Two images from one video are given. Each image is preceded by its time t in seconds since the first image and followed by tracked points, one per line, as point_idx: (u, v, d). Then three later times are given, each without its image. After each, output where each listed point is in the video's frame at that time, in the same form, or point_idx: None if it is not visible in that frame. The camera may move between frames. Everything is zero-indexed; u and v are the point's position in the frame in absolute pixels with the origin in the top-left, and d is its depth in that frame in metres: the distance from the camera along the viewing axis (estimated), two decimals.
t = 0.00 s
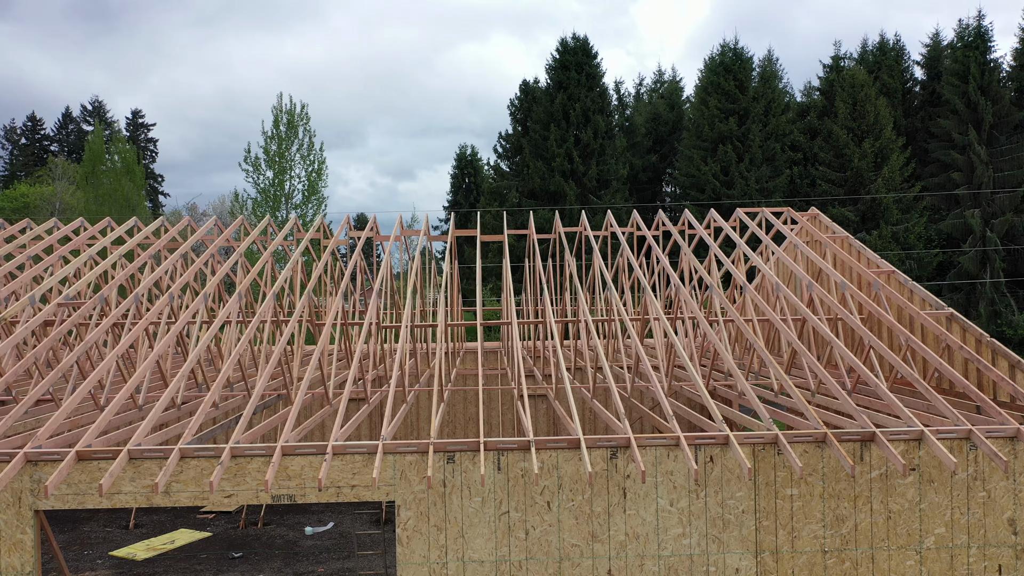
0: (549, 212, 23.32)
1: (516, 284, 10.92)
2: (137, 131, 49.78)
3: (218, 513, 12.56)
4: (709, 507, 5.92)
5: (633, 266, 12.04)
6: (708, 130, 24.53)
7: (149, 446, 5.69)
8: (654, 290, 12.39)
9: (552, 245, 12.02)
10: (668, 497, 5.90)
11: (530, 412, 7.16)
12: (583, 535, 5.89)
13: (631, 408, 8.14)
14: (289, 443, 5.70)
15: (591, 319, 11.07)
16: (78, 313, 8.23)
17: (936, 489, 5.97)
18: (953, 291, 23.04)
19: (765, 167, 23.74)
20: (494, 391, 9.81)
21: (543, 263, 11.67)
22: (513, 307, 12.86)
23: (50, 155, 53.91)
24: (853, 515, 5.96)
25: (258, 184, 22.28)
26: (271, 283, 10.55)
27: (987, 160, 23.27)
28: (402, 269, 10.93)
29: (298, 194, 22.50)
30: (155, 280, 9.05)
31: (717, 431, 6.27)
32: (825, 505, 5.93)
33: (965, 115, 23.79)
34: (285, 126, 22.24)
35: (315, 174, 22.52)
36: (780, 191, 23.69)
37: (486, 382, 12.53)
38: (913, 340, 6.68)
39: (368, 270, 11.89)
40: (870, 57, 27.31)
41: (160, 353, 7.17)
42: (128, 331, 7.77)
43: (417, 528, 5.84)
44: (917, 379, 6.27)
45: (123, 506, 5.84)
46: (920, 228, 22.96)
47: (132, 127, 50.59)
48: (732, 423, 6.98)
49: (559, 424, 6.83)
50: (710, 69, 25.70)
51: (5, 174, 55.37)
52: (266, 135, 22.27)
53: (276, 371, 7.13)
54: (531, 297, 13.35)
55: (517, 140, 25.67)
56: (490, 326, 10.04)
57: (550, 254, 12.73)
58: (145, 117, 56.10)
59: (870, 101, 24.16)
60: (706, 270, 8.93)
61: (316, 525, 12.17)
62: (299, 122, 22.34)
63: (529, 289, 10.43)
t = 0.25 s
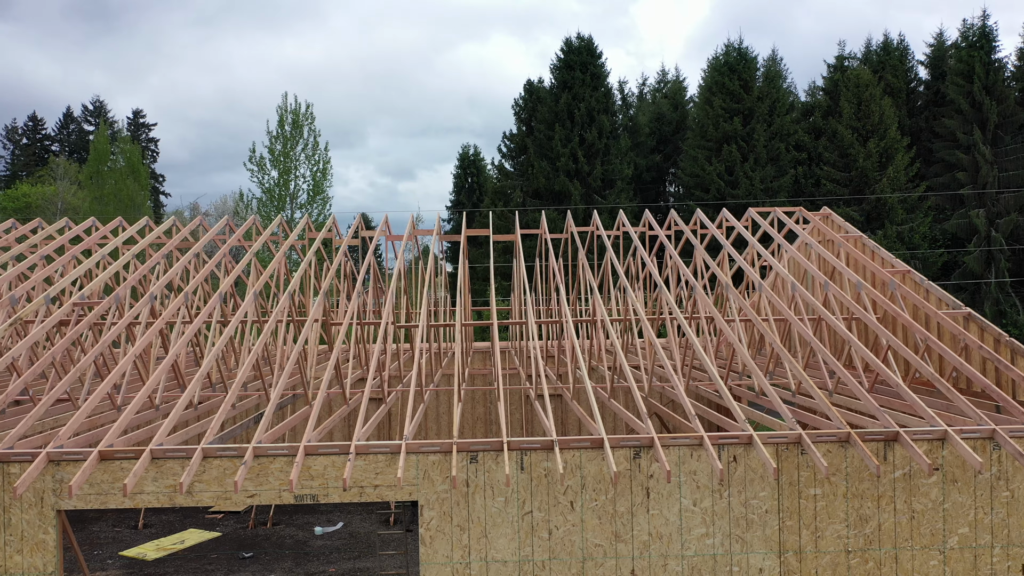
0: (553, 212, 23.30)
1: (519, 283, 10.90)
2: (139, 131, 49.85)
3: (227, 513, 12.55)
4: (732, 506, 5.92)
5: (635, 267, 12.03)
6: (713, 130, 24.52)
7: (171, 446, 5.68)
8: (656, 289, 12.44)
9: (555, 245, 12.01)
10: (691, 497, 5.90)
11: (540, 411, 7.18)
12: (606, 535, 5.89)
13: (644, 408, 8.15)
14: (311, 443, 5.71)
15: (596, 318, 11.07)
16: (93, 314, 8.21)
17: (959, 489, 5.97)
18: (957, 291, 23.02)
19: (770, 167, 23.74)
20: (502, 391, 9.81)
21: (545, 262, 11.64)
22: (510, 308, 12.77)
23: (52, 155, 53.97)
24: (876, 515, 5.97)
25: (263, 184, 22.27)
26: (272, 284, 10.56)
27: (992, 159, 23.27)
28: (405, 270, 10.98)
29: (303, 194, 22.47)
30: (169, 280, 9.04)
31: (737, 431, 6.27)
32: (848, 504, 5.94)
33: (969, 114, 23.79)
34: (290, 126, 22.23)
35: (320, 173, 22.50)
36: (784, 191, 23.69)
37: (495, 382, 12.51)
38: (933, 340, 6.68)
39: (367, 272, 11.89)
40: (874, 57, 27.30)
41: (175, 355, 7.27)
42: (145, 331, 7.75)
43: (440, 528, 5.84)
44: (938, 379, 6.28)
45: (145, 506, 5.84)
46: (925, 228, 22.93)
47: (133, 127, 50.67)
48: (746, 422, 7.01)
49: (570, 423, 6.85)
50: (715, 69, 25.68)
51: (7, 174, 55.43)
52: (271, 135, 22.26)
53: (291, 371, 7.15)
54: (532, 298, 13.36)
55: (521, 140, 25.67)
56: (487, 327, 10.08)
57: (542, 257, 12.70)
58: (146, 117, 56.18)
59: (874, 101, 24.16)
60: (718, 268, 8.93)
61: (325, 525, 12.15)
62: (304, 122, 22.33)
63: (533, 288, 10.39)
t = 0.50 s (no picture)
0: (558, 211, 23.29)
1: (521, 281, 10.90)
2: (140, 131, 49.87)
3: (235, 513, 12.54)
4: (754, 506, 5.91)
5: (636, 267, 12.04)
6: (717, 130, 24.52)
7: (191, 445, 5.68)
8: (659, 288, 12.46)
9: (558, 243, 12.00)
10: (714, 497, 5.90)
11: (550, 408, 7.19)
12: (628, 535, 5.87)
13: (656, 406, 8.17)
14: (332, 442, 5.71)
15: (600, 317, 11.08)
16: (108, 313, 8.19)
17: (981, 489, 5.96)
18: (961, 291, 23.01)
19: (774, 167, 23.74)
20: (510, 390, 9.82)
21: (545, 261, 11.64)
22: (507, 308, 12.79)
23: (52, 155, 54.00)
24: (898, 515, 5.96)
25: (268, 184, 22.26)
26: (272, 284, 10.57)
27: (996, 159, 23.26)
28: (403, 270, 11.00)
29: (307, 193, 22.46)
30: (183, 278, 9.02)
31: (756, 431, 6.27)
32: (870, 504, 5.93)
33: (974, 114, 23.79)
34: (295, 126, 22.21)
35: (324, 173, 22.49)
36: (789, 191, 23.69)
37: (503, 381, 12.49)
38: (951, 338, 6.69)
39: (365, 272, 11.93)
40: (878, 57, 27.29)
41: (190, 354, 7.30)
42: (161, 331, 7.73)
43: (461, 528, 5.83)
44: (956, 378, 6.29)
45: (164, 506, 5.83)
46: (930, 227, 22.91)
47: (135, 127, 50.72)
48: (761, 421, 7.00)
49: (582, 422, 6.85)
50: (719, 69, 25.64)
51: (8, 174, 55.45)
52: (275, 135, 22.25)
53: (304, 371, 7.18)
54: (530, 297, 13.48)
55: (525, 140, 25.67)
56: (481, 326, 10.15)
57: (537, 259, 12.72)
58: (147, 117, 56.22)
59: (878, 101, 24.17)
60: (730, 267, 8.93)
61: (333, 525, 12.14)
62: (308, 121, 22.31)
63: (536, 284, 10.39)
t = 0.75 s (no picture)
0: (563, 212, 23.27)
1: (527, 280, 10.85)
2: (142, 132, 49.89)
3: (245, 513, 12.54)
4: (780, 507, 5.90)
5: (637, 267, 12.03)
6: (722, 129, 24.50)
7: (216, 446, 5.66)
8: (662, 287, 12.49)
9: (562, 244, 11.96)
10: (739, 497, 5.88)
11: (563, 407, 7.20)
12: (653, 536, 5.86)
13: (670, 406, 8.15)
14: (356, 443, 5.69)
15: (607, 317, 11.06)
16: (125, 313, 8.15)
17: (1007, 489, 5.95)
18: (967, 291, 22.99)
19: (780, 167, 23.73)
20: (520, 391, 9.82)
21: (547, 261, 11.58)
22: (509, 308, 12.77)
23: (54, 155, 54.02)
24: (925, 515, 5.95)
25: (273, 184, 22.26)
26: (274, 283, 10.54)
27: (1002, 159, 23.24)
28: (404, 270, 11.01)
29: (313, 193, 22.45)
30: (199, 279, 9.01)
31: (780, 431, 6.25)
32: (896, 505, 5.91)
33: (979, 114, 23.76)
34: (300, 126, 22.19)
35: (330, 173, 22.48)
36: (794, 191, 23.70)
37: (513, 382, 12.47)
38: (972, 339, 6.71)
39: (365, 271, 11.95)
40: (883, 57, 27.26)
41: (211, 353, 7.27)
42: (180, 332, 7.70)
43: (486, 528, 5.81)
44: (979, 378, 6.32)
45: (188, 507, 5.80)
46: (935, 228, 22.90)
47: (136, 127, 50.73)
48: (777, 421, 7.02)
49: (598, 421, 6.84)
50: (724, 68, 25.59)
51: (10, 175, 55.49)
52: (281, 135, 22.23)
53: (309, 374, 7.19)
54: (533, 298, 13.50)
55: (530, 140, 25.67)
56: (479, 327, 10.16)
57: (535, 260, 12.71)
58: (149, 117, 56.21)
59: (884, 101, 24.15)
60: (744, 267, 8.91)
61: (344, 525, 12.14)
62: (314, 121, 22.29)
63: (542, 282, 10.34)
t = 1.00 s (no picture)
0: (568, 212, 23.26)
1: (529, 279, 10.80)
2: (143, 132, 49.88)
3: (253, 513, 12.53)
4: (803, 507, 5.89)
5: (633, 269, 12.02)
6: (727, 129, 24.49)
7: (238, 446, 5.67)
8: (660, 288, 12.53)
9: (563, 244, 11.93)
10: (762, 498, 5.88)
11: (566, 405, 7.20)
12: (676, 536, 5.86)
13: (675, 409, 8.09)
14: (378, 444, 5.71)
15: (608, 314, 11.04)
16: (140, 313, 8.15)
17: None
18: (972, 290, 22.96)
19: (784, 167, 23.71)
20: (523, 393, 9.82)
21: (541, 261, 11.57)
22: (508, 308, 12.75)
23: (54, 155, 53.95)
24: (948, 516, 5.94)
25: (278, 184, 22.24)
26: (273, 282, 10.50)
27: (1007, 159, 23.21)
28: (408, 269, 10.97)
29: (318, 193, 22.43)
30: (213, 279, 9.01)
31: (800, 432, 6.25)
32: (919, 505, 5.91)
33: (984, 114, 23.74)
34: (305, 126, 22.17)
35: (335, 173, 22.46)
36: (799, 191, 23.69)
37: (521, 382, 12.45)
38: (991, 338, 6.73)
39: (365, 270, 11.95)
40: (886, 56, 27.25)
41: (230, 353, 7.26)
42: (197, 331, 7.70)
43: (509, 529, 5.80)
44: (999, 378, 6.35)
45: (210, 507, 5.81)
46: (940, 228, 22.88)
47: (138, 127, 50.69)
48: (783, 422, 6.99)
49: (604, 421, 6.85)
50: (728, 68, 25.57)
51: (11, 175, 55.43)
52: (285, 135, 22.21)
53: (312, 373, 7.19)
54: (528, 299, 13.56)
55: (535, 139, 25.66)
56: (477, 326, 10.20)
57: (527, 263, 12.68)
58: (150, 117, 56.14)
59: (888, 100, 24.13)
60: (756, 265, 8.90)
61: (353, 526, 12.13)
62: (318, 121, 22.27)
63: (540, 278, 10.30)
